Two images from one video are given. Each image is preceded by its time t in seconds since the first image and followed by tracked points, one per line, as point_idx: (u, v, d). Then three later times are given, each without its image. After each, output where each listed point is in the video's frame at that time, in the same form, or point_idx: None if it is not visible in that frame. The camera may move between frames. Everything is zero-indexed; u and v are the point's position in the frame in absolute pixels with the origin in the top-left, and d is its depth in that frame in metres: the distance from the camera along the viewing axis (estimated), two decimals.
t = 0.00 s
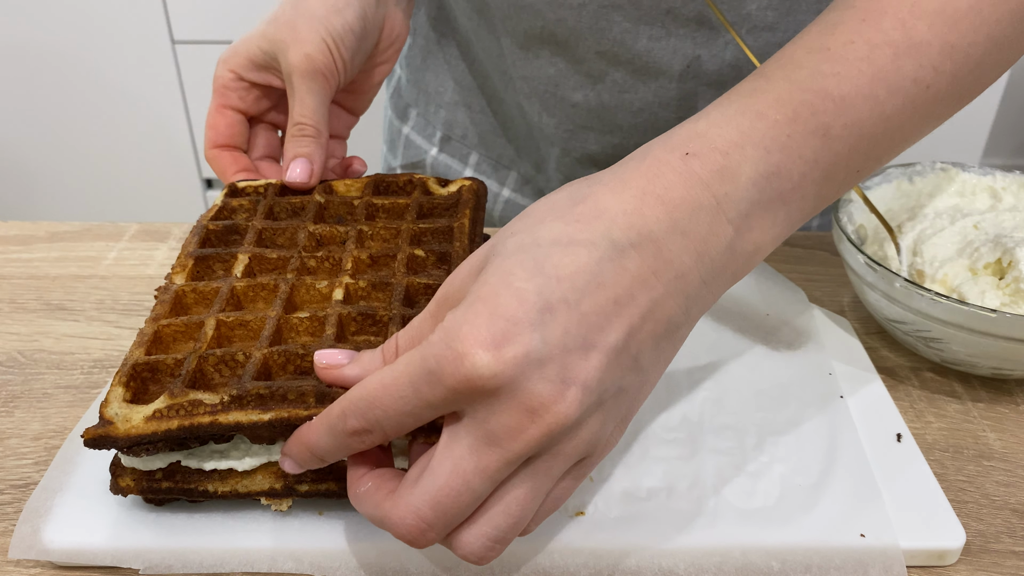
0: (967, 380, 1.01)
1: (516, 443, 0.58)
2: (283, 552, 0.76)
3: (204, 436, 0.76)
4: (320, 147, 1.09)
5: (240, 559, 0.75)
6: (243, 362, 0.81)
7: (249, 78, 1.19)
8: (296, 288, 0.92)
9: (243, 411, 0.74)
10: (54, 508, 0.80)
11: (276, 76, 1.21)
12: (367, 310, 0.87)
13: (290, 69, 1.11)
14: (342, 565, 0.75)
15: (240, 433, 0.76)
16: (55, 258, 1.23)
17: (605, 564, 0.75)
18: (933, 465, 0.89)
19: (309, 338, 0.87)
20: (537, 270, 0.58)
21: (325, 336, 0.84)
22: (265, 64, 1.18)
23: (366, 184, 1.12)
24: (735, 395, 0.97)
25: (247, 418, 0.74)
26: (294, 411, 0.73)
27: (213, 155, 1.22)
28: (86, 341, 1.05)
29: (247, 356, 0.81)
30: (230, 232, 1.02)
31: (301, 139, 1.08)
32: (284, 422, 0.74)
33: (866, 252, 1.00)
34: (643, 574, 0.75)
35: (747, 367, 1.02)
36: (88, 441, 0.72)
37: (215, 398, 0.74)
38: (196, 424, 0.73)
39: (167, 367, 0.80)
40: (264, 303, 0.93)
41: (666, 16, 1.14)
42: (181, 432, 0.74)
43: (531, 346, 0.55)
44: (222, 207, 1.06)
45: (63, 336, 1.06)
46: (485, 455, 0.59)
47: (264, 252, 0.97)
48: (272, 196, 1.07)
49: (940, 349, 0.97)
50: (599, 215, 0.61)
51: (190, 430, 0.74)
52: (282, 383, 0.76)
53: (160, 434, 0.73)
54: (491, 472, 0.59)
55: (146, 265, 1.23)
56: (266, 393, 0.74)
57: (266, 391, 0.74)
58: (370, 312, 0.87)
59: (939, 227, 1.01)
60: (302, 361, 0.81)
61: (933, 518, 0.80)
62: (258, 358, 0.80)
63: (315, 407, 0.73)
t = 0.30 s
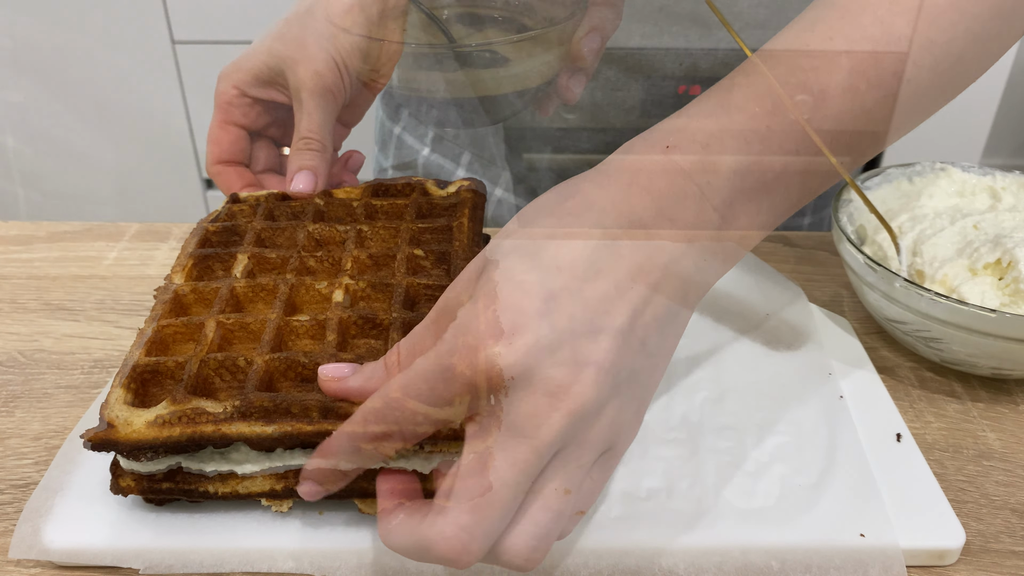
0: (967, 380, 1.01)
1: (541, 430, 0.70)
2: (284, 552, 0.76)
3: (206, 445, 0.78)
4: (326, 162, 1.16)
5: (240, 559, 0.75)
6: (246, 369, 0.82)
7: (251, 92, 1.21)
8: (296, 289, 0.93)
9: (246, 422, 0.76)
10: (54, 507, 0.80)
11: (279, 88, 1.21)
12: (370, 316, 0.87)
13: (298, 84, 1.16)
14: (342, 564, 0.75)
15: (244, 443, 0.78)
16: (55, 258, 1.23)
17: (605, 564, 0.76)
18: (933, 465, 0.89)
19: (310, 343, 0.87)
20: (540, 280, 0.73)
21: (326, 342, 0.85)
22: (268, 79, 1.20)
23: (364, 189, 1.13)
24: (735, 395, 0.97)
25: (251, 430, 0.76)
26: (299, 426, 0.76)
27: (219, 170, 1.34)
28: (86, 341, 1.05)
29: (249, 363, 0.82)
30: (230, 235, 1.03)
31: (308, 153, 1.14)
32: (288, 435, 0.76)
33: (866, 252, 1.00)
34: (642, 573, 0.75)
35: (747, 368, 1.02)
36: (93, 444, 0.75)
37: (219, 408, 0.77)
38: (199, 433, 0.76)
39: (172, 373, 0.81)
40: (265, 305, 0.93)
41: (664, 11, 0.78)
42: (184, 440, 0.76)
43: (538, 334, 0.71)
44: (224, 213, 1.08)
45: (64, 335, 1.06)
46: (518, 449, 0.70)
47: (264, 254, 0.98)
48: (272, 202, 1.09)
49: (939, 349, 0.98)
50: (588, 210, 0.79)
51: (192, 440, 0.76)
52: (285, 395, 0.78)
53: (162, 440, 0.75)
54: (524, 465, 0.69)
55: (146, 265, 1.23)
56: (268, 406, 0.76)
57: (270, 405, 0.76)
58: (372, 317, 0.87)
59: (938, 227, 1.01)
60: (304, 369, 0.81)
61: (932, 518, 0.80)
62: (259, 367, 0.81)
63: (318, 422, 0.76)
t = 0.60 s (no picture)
0: (967, 380, 1.01)
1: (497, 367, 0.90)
2: (284, 552, 0.76)
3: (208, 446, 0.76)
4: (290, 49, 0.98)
5: (241, 559, 0.75)
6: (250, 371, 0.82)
7: None
8: (299, 292, 0.93)
9: (249, 424, 0.75)
10: (54, 507, 0.80)
11: None
12: (371, 316, 0.89)
13: None
14: (341, 564, 0.75)
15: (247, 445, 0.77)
16: (55, 258, 1.23)
17: (605, 563, 0.76)
18: (933, 465, 0.89)
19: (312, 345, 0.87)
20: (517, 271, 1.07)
21: (328, 342, 0.86)
22: None
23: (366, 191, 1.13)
24: (734, 394, 0.97)
25: (253, 431, 0.75)
26: (302, 427, 0.75)
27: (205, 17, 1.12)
28: (87, 341, 1.05)
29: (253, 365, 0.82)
30: (231, 237, 1.03)
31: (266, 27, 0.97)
32: (290, 436, 0.75)
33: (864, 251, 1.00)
34: (642, 573, 0.75)
35: (747, 367, 1.02)
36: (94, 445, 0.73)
37: (222, 409, 0.76)
38: (201, 434, 0.75)
39: (174, 373, 0.82)
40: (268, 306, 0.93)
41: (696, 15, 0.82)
42: (188, 443, 0.75)
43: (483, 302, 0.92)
44: (224, 216, 1.08)
45: (64, 335, 1.06)
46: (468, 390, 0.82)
47: (265, 256, 0.99)
48: (275, 205, 1.09)
49: (940, 349, 0.97)
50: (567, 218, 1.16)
51: (194, 441, 0.75)
52: (286, 396, 0.77)
53: (165, 441, 0.74)
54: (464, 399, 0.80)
55: (146, 265, 1.23)
56: (270, 407, 0.75)
57: (273, 405, 0.75)
58: (374, 318, 0.89)
59: (938, 227, 1.01)
60: (305, 369, 0.82)
61: (933, 519, 0.80)
62: (262, 369, 0.81)
63: (321, 421, 0.75)
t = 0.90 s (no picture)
0: (967, 380, 1.01)
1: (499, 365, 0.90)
2: (284, 552, 0.76)
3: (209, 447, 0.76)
4: None
5: (241, 559, 0.75)
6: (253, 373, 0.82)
7: None
8: (301, 293, 0.93)
9: (251, 426, 0.75)
10: (55, 507, 0.80)
11: None
12: (372, 319, 0.89)
13: None
14: (341, 564, 0.75)
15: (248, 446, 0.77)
16: (55, 258, 1.23)
17: (605, 563, 0.76)
18: (933, 465, 0.89)
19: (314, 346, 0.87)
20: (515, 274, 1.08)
21: (330, 344, 0.86)
22: None
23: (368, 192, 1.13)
24: (734, 394, 0.97)
25: (256, 434, 0.75)
26: (303, 428, 0.75)
27: None
28: (87, 341, 1.05)
29: (256, 368, 0.82)
30: (232, 241, 1.03)
31: None
32: (291, 437, 0.75)
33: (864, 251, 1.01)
34: (642, 573, 0.75)
35: (747, 368, 1.02)
36: (94, 445, 0.74)
37: (225, 411, 0.76)
38: (204, 437, 0.75)
39: (175, 374, 0.82)
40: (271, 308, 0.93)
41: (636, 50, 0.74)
42: (189, 444, 0.75)
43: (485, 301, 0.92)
44: (225, 219, 1.08)
45: (64, 335, 1.06)
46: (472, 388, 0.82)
47: (267, 258, 0.98)
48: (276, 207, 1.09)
49: (939, 349, 0.97)
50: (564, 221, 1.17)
51: (197, 443, 0.75)
52: (289, 398, 0.77)
53: (168, 442, 0.75)
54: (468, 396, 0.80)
55: (146, 266, 1.23)
56: (272, 409, 0.75)
57: (274, 408, 0.75)
58: (376, 320, 0.89)
59: (937, 227, 1.01)
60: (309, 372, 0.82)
61: (934, 519, 0.80)
62: (264, 371, 0.80)
63: (322, 422, 0.75)
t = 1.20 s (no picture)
0: (967, 380, 1.01)
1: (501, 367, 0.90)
2: (284, 552, 0.76)
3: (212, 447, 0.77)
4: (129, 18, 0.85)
5: (241, 559, 0.76)
6: (253, 373, 0.82)
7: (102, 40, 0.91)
8: (301, 294, 0.93)
9: (252, 426, 0.75)
10: (55, 507, 0.80)
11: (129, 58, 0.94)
12: (373, 319, 0.89)
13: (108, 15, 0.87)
14: (341, 564, 0.75)
15: (249, 446, 0.77)
16: (55, 258, 1.23)
17: (605, 563, 0.76)
18: (932, 464, 0.89)
19: (315, 346, 0.87)
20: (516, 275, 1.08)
21: (331, 344, 0.86)
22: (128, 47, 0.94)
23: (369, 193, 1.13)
24: (734, 395, 0.97)
25: (256, 434, 0.75)
26: (303, 428, 0.75)
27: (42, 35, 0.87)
28: (87, 341, 1.05)
29: (256, 368, 0.82)
30: (232, 242, 1.03)
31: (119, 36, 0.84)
32: (291, 437, 0.75)
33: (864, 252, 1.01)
34: (643, 573, 0.75)
35: (747, 367, 1.02)
36: (96, 446, 0.74)
37: (225, 412, 0.76)
38: (204, 437, 0.75)
39: (176, 374, 0.82)
40: (271, 308, 0.93)
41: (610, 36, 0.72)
42: (190, 444, 0.75)
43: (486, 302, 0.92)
44: (225, 220, 1.07)
45: (64, 335, 1.06)
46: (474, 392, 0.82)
47: (266, 258, 0.98)
48: (277, 208, 1.09)
49: (939, 349, 0.97)
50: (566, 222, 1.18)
51: (198, 443, 0.75)
52: (289, 399, 0.77)
53: (168, 443, 0.75)
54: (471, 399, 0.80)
55: (146, 265, 1.23)
56: (272, 409, 0.75)
57: (275, 408, 0.75)
58: (377, 321, 0.89)
59: (937, 227, 1.01)
60: (309, 373, 0.82)
61: (933, 519, 0.80)
62: (265, 372, 0.80)
63: (322, 422, 0.75)
